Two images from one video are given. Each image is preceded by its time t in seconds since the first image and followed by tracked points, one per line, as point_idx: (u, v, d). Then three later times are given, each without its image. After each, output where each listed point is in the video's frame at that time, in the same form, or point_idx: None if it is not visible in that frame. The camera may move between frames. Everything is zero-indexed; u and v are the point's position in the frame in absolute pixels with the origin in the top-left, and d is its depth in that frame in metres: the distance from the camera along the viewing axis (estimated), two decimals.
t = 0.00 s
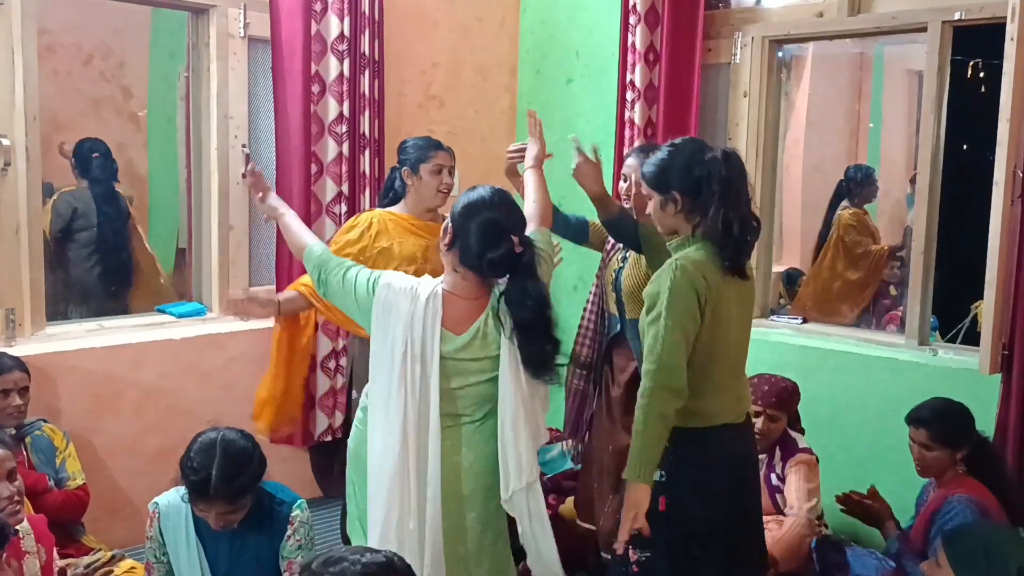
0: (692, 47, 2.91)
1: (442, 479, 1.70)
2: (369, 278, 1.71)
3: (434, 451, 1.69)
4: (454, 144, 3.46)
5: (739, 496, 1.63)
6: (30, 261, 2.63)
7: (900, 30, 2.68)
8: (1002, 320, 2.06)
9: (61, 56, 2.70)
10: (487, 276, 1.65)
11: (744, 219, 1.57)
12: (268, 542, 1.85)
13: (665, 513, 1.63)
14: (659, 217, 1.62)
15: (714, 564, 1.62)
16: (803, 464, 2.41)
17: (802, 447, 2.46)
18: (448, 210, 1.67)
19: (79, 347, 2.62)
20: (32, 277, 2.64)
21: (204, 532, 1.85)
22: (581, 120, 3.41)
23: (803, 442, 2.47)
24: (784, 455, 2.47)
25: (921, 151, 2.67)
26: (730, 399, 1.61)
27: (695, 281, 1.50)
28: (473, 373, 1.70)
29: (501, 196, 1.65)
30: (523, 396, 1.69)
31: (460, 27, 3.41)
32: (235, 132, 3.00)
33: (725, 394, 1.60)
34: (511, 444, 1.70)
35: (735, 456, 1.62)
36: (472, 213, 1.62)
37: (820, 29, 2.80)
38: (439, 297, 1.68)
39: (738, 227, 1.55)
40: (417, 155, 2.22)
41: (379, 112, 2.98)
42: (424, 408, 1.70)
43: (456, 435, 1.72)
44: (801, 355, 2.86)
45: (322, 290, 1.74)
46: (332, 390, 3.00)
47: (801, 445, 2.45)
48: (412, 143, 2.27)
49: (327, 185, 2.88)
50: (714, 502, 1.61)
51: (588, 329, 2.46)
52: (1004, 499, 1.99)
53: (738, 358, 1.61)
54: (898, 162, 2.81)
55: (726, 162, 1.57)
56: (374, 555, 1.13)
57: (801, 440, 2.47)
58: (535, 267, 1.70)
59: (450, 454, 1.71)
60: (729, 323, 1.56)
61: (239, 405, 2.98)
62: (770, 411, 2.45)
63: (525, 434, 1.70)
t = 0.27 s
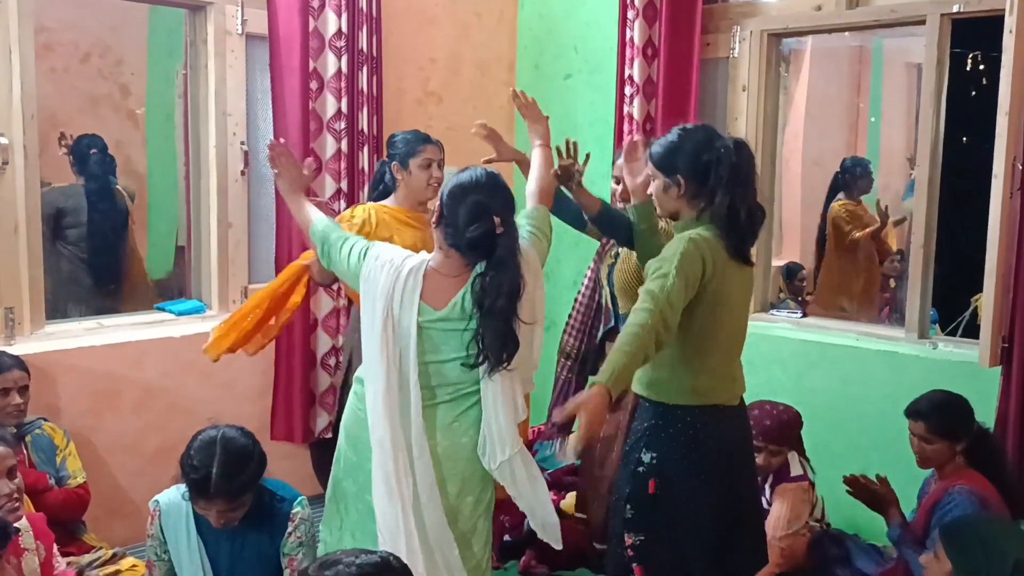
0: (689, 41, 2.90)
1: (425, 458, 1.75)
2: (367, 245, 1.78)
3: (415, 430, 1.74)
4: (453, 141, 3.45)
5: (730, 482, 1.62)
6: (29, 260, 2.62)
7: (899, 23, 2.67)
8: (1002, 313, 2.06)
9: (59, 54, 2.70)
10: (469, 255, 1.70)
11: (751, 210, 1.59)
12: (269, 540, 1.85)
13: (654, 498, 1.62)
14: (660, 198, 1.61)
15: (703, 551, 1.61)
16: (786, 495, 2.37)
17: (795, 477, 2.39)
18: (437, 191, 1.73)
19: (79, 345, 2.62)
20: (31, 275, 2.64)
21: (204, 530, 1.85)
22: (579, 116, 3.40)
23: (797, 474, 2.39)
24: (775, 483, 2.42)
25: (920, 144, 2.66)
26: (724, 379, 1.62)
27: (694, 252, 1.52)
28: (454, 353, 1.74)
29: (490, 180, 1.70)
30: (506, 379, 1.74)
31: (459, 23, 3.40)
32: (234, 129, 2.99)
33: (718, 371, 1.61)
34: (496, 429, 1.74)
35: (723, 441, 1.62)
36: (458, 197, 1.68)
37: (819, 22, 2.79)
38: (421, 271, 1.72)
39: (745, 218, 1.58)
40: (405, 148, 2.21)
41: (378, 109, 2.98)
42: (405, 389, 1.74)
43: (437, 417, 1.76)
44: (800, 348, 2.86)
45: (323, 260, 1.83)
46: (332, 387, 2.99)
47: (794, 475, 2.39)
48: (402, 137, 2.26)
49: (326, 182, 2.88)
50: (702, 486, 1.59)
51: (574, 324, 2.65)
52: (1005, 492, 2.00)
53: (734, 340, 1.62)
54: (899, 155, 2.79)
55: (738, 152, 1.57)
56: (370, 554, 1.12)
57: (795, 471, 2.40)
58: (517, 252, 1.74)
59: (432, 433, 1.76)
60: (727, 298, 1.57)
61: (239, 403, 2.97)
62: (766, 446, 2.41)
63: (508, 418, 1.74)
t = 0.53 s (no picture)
0: (687, 37, 2.90)
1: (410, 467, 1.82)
2: (355, 256, 1.86)
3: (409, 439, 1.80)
4: (451, 139, 3.45)
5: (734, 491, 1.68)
6: (29, 261, 2.62)
7: (897, 17, 2.67)
8: (1002, 307, 2.06)
9: (57, 53, 2.73)
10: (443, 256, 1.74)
11: (754, 227, 1.62)
12: (271, 539, 1.85)
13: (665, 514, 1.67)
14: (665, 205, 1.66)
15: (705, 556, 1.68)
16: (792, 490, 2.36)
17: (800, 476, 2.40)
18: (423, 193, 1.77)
19: (79, 345, 2.63)
20: (31, 276, 2.64)
21: (205, 529, 1.85)
22: (578, 112, 3.40)
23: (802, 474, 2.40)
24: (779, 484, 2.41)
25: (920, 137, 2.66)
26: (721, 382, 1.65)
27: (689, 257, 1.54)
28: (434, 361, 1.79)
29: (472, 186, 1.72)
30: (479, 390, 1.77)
31: (457, 20, 3.40)
32: (232, 128, 2.99)
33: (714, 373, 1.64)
34: (467, 439, 1.78)
35: (727, 452, 1.66)
36: (439, 203, 1.71)
37: (818, 17, 2.79)
38: (397, 278, 1.78)
39: (745, 234, 1.61)
40: (400, 152, 2.23)
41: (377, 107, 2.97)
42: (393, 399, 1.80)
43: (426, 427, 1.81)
44: (800, 343, 2.86)
45: (328, 273, 1.92)
46: (332, 385, 2.99)
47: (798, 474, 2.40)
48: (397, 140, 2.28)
49: (325, 180, 2.88)
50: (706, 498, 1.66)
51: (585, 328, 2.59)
52: (1006, 484, 2.00)
53: (735, 345, 1.65)
54: (898, 150, 2.90)
55: (746, 175, 1.62)
56: (372, 550, 1.12)
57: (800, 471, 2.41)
58: (497, 256, 1.76)
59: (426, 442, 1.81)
60: (724, 302, 1.60)
61: (239, 402, 2.97)
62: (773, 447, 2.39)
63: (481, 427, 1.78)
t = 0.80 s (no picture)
0: (687, 36, 2.91)
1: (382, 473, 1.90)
2: (348, 262, 1.97)
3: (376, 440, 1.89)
4: (451, 138, 3.45)
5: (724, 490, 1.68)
6: (29, 263, 2.63)
7: (896, 15, 2.67)
8: (1002, 305, 2.06)
9: (56, 55, 2.71)
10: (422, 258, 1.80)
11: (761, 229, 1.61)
12: (272, 539, 1.85)
13: (649, 518, 1.68)
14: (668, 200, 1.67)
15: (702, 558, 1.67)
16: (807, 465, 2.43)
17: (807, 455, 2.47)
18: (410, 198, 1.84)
19: (80, 346, 2.63)
20: (31, 277, 2.64)
21: (207, 529, 1.86)
22: (577, 111, 3.40)
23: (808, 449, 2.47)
24: (790, 462, 2.47)
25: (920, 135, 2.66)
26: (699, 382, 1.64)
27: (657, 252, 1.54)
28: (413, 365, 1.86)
29: (459, 193, 1.79)
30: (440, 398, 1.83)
31: (456, 20, 3.40)
32: (232, 128, 2.99)
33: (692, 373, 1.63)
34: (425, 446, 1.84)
35: (712, 452, 1.66)
36: (424, 208, 1.77)
37: (818, 16, 2.79)
38: (381, 284, 1.87)
39: (753, 235, 1.60)
40: (400, 156, 2.23)
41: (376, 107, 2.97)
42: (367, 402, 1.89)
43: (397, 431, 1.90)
44: (800, 341, 2.86)
45: (327, 283, 2.04)
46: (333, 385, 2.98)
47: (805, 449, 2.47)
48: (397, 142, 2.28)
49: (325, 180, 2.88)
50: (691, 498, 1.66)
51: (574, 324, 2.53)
52: (1006, 482, 2.00)
53: (717, 345, 1.63)
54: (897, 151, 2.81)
55: (751, 173, 1.62)
56: (367, 553, 1.13)
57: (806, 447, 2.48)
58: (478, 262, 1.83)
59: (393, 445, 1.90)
60: (701, 302, 1.58)
61: (240, 402, 2.98)
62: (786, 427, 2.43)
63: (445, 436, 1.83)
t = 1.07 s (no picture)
0: (686, 36, 2.91)
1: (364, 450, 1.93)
2: (351, 235, 1.95)
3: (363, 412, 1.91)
4: (450, 139, 3.45)
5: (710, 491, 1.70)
6: (28, 265, 2.62)
7: (896, 16, 2.67)
8: (1002, 306, 2.06)
9: (56, 56, 2.74)
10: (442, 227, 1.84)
11: (740, 222, 1.60)
12: (272, 541, 1.86)
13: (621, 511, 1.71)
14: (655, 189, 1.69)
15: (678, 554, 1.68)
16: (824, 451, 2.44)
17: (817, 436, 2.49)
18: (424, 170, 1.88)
19: (79, 348, 2.63)
20: (31, 280, 2.64)
21: (206, 531, 1.86)
22: (577, 112, 3.40)
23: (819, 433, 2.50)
24: (801, 443, 2.49)
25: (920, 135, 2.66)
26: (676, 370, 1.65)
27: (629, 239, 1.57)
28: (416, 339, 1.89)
29: (478, 168, 1.86)
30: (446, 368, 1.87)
31: (455, 21, 3.39)
32: (232, 130, 2.98)
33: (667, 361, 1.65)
34: (421, 415, 1.88)
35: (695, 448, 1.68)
36: (442, 176, 1.83)
37: (818, 16, 2.78)
38: (398, 258, 1.87)
39: (730, 228, 1.60)
40: (399, 151, 2.24)
41: (376, 108, 2.97)
42: (364, 374, 1.91)
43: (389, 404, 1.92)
44: (799, 341, 2.86)
45: (321, 256, 2.01)
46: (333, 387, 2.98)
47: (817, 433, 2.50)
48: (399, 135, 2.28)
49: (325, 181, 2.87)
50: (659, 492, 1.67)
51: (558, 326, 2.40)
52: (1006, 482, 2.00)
53: (694, 336, 1.65)
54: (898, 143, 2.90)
55: (728, 160, 1.60)
56: (364, 552, 1.13)
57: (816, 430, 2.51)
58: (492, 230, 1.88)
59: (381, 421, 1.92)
60: (676, 290, 1.60)
61: (239, 404, 2.97)
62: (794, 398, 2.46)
63: (441, 410, 1.87)
